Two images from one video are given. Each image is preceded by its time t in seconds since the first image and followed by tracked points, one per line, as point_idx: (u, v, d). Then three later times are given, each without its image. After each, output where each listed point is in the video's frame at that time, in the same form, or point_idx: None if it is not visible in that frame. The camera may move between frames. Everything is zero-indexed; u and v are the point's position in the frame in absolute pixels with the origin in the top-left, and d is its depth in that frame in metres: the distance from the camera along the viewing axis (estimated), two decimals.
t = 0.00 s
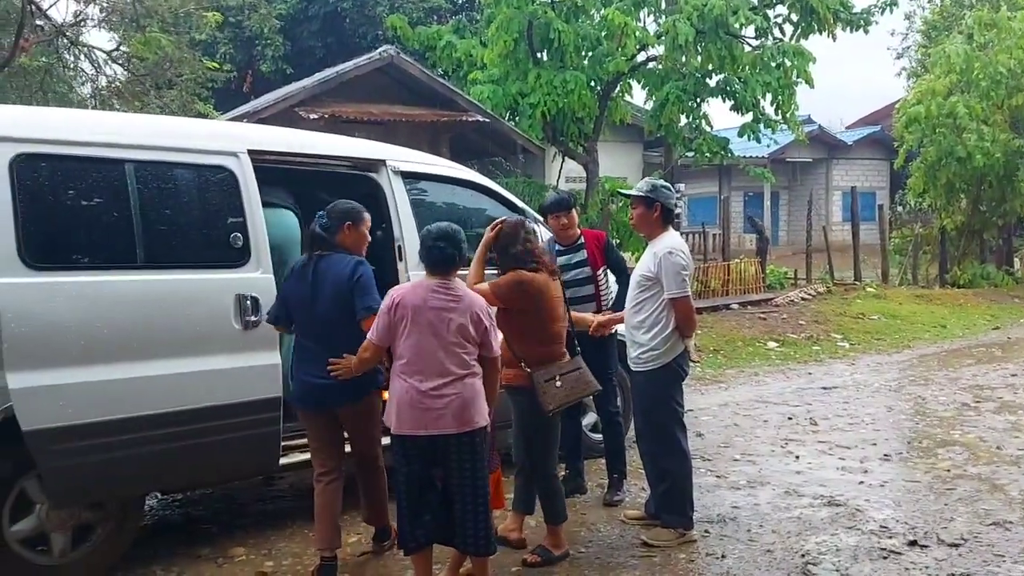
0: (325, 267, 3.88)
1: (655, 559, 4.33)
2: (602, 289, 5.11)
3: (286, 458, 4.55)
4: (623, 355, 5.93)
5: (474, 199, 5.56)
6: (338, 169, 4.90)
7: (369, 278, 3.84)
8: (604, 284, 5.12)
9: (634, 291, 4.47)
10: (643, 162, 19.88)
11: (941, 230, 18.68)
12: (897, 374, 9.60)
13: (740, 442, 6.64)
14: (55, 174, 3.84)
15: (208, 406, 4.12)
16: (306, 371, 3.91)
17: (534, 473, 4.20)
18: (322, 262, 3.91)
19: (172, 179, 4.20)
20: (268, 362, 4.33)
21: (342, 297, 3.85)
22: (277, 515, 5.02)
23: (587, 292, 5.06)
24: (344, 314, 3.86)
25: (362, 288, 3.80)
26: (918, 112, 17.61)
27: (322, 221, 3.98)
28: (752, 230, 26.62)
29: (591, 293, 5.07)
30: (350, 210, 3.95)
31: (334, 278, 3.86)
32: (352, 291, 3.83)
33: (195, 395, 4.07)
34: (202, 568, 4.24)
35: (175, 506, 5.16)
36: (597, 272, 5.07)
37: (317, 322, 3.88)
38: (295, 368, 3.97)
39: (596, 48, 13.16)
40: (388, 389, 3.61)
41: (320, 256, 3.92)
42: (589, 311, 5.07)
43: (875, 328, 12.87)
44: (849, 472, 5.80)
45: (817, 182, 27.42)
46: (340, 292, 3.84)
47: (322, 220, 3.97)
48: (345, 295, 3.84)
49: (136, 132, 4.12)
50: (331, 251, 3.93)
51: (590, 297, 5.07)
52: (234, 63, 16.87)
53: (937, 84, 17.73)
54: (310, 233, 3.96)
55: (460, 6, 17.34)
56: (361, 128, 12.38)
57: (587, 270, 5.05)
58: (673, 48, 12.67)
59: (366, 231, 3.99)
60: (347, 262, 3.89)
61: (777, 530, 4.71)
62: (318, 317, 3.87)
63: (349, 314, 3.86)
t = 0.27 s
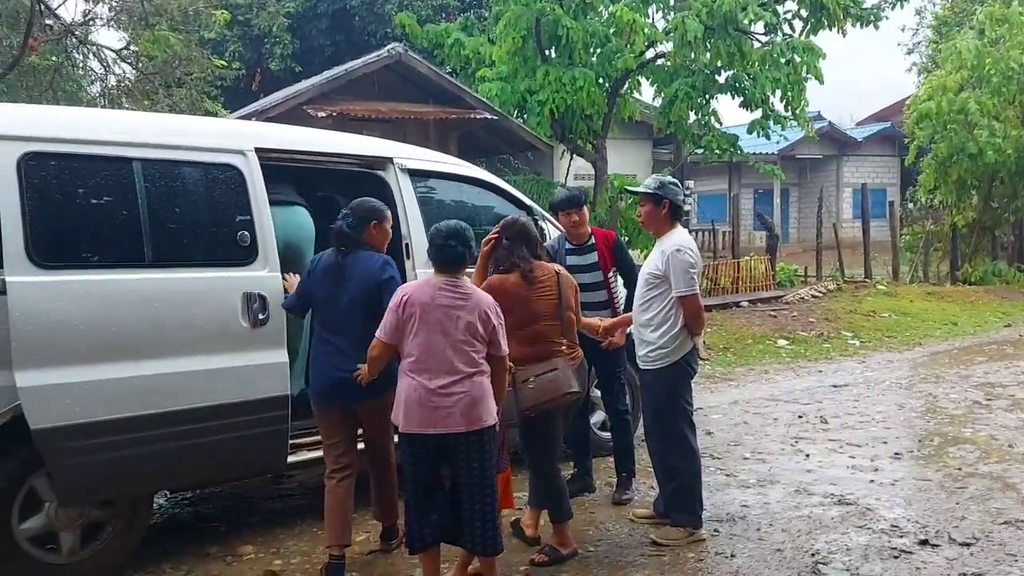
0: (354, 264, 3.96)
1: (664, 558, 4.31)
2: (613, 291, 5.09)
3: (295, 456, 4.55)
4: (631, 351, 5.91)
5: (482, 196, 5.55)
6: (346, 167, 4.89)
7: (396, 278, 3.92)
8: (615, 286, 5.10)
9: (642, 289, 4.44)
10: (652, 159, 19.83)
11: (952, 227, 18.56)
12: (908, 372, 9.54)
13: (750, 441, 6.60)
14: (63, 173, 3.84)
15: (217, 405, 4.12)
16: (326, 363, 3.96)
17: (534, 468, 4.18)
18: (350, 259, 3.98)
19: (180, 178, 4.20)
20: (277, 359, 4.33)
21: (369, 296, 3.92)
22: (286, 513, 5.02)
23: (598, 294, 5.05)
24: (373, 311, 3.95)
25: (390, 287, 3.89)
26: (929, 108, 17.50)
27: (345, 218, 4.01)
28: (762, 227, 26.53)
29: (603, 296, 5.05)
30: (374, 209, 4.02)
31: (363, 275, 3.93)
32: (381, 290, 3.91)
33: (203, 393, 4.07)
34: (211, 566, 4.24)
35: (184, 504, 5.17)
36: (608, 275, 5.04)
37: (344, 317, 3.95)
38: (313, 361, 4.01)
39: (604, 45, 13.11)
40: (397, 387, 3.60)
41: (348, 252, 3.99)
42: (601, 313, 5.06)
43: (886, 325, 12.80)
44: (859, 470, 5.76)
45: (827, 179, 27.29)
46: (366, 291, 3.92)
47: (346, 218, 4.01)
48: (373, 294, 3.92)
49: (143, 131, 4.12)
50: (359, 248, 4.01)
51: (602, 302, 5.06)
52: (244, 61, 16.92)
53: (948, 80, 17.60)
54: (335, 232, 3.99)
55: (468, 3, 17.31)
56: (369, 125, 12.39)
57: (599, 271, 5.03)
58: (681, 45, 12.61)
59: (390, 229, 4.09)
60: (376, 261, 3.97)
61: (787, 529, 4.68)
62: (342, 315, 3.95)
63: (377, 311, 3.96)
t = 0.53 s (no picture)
0: (362, 260, 3.95)
1: (668, 558, 4.28)
2: (617, 290, 5.06)
3: (297, 456, 4.53)
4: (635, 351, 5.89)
5: (485, 194, 5.52)
6: (348, 166, 4.87)
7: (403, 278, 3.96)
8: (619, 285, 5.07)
9: (646, 287, 4.41)
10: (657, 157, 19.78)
11: (959, 226, 18.46)
12: (914, 371, 9.49)
13: (754, 440, 6.57)
14: (62, 172, 3.82)
15: (217, 404, 4.11)
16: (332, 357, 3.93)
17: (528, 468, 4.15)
18: (357, 254, 3.97)
19: (180, 176, 4.18)
20: (279, 358, 4.31)
21: (377, 294, 3.93)
22: (288, 513, 5.01)
23: (602, 293, 5.02)
24: (380, 307, 3.95)
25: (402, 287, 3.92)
26: (935, 106, 17.41)
27: (345, 216, 3.99)
28: (767, 226, 26.45)
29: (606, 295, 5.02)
30: (376, 207, 4.01)
31: (372, 272, 3.93)
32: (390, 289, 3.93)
33: (204, 393, 4.05)
34: (212, 567, 4.23)
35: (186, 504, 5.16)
36: (611, 274, 5.02)
37: (350, 313, 3.94)
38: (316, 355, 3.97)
39: (608, 43, 13.05)
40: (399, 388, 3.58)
41: (354, 248, 3.97)
42: (604, 312, 5.03)
43: (892, 325, 12.73)
44: (864, 471, 5.72)
45: (832, 178, 27.21)
46: (375, 290, 3.92)
47: (347, 216, 3.98)
48: (380, 293, 3.93)
49: (143, 129, 4.10)
50: (364, 244, 4.00)
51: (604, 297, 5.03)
52: (248, 60, 16.93)
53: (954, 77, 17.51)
54: (339, 231, 3.96)
55: (473, 2, 17.28)
56: (373, 124, 12.36)
57: (602, 270, 5.00)
58: (685, 42, 12.57)
59: (392, 226, 4.09)
60: (383, 257, 3.99)
61: (791, 529, 4.64)
62: (345, 314, 3.93)
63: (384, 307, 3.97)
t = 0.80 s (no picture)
0: (362, 255, 3.92)
1: (679, 554, 4.26)
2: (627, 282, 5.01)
3: (306, 452, 4.52)
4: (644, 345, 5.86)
5: (493, 189, 5.50)
6: (357, 161, 4.85)
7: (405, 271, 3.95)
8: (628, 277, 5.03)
9: (655, 283, 4.38)
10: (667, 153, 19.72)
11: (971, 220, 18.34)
12: (926, 366, 9.43)
13: (766, 436, 6.54)
14: (72, 167, 3.82)
15: (226, 400, 4.10)
16: (338, 353, 3.92)
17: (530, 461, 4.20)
18: (356, 249, 3.94)
19: (189, 171, 4.17)
20: (287, 353, 4.30)
21: (380, 290, 3.92)
22: (298, 509, 5.00)
23: (613, 287, 4.96)
24: (383, 302, 3.95)
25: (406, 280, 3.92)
26: (947, 100, 17.30)
27: (338, 212, 3.96)
28: (778, 221, 26.34)
29: (618, 289, 4.97)
30: (370, 200, 3.97)
31: (373, 267, 3.91)
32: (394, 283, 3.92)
33: (212, 388, 4.05)
34: (223, 562, 4.23)
35: (197, 499, 5.16)
36: (621, 267, 4.97)
37: (355, 309, 3.92)
38: (321, 351, 3.96)
39: (618, 38, 12.99)
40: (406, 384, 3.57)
41: (353, 243, 3.94)
42: (615, 306, 4.98)
43: (904, 320, 12.66)
44: (877, 466, 5.69)
45: (843, 173, 27.08)
46: (379, 285, 3.91)
47: (340, 213, 3.96)
48: (383, 288, 3.92)
49: (152, 124, 4.09)
50: (363, 239, 3.97)
51: (614, 290, 4.97)
52: (258, 57, 16.95)
53: (966, 71, 17.39)
54: (334, 228, 3.93)
55: None
56: (382, 120, 12.36)
57: (612, 264, 4.95)
58: (696, 37, 12.52)
59: (385, 218, 4.05)
60: (383, 251, 3.97)
61: (803, 525, 4.62)
62: (350, 310, 3.92)
63: (387, 301, 3.96)
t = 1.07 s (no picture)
0: (364, 253, 3.90)
1: (691, 551, 4.24)
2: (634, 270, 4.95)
3: (317, 447, 4.52)
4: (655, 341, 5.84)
5: (502, 184, 5.48)
6: (367, 156, 4.83)
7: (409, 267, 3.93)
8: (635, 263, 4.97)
9: (667, 278, 4.36)
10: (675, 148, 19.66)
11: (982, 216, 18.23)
12: (938, 363, 9.38)
13: (777, 432, 6.51)
14: (84, 163, 3.83)
15: (237, 395, 4.10)
16: (344, 350, 3.90)
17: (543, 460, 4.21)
18: (359, 246, 3.92)
19: (200, 167, 4.16)
20: (298, 349, 4.28)
21: (384, 286, 3.90)
22: (309, 505, 5.00)
23: (619, 278, 4.94)
24: (388, 297, 3.93)
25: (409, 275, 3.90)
26: (958, 95, 17.20)
27: (336, 210, 3.92)
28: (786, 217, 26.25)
29: (624, 279, 4.94)
30: (369, 195, 3.93)
31: (376, 264, 3.88)
32: (397, 279, 3.90)
33: (223, 384, 4.04)
34: (234, 558, 4.23)
35: (208, 495, 5.17)
36: (626, 255, 4.91)
37: (360, 305, 3.91)
38: (327, 348, 3.94)
39: (626, 33, 12.95)
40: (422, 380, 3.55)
41: (356, 239, 3.92)
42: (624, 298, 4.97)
43: (915, 316, 12.60)
44: (889, 463, 5.65)
45: (852, 169, 26.97)
46: (383, 281, 3.89)
47: (338, 211, 3.91)
48: (386, 283, 3.90)
49: (164, 120, 4.09)
50: (365, 234, 3.94)
51: (621, 282, 4.94)
52: (266, 53, 16.96)
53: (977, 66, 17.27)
54: (333, 227, 3.90)
55: None
56: (390, 116, 12.35)
57: (617, 255, 4.91)
58: (705, 32, 12.46)
59: (386, 211, 4.01)
60: (386, 246, 3.94)
61: (816, 522, 4.59)
62: (354, 307, 3.91)
63: (391, 297, 3.95)
